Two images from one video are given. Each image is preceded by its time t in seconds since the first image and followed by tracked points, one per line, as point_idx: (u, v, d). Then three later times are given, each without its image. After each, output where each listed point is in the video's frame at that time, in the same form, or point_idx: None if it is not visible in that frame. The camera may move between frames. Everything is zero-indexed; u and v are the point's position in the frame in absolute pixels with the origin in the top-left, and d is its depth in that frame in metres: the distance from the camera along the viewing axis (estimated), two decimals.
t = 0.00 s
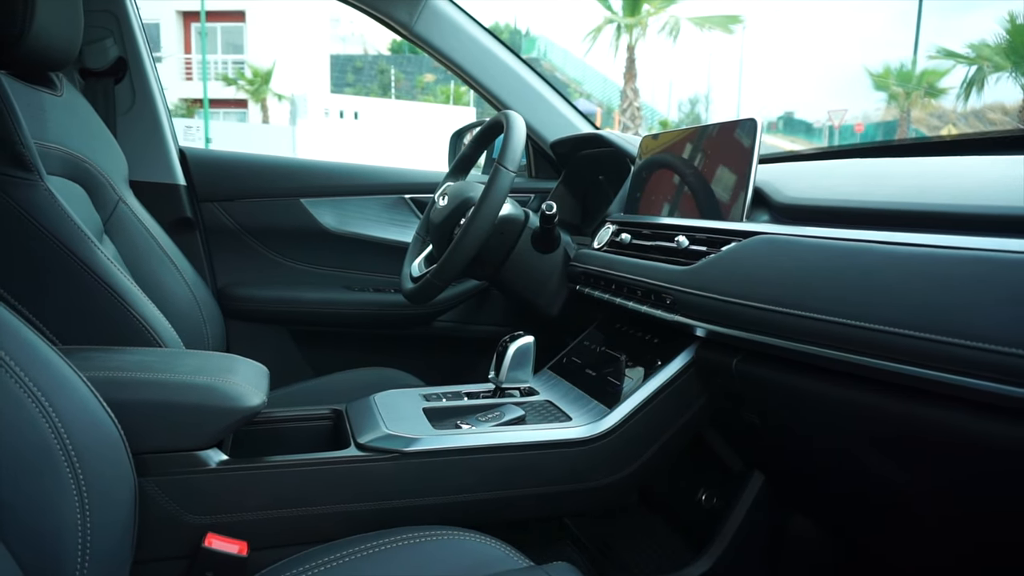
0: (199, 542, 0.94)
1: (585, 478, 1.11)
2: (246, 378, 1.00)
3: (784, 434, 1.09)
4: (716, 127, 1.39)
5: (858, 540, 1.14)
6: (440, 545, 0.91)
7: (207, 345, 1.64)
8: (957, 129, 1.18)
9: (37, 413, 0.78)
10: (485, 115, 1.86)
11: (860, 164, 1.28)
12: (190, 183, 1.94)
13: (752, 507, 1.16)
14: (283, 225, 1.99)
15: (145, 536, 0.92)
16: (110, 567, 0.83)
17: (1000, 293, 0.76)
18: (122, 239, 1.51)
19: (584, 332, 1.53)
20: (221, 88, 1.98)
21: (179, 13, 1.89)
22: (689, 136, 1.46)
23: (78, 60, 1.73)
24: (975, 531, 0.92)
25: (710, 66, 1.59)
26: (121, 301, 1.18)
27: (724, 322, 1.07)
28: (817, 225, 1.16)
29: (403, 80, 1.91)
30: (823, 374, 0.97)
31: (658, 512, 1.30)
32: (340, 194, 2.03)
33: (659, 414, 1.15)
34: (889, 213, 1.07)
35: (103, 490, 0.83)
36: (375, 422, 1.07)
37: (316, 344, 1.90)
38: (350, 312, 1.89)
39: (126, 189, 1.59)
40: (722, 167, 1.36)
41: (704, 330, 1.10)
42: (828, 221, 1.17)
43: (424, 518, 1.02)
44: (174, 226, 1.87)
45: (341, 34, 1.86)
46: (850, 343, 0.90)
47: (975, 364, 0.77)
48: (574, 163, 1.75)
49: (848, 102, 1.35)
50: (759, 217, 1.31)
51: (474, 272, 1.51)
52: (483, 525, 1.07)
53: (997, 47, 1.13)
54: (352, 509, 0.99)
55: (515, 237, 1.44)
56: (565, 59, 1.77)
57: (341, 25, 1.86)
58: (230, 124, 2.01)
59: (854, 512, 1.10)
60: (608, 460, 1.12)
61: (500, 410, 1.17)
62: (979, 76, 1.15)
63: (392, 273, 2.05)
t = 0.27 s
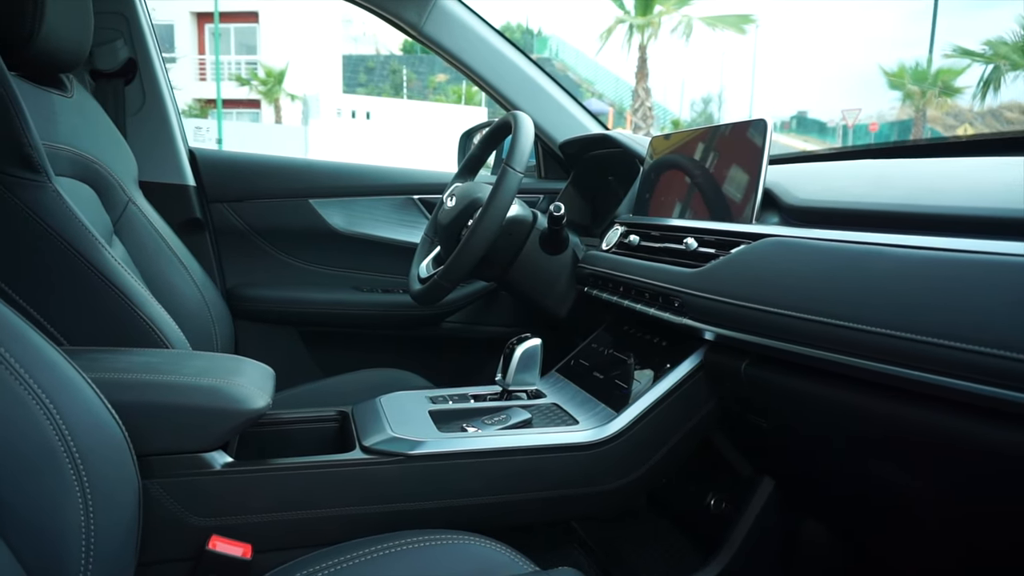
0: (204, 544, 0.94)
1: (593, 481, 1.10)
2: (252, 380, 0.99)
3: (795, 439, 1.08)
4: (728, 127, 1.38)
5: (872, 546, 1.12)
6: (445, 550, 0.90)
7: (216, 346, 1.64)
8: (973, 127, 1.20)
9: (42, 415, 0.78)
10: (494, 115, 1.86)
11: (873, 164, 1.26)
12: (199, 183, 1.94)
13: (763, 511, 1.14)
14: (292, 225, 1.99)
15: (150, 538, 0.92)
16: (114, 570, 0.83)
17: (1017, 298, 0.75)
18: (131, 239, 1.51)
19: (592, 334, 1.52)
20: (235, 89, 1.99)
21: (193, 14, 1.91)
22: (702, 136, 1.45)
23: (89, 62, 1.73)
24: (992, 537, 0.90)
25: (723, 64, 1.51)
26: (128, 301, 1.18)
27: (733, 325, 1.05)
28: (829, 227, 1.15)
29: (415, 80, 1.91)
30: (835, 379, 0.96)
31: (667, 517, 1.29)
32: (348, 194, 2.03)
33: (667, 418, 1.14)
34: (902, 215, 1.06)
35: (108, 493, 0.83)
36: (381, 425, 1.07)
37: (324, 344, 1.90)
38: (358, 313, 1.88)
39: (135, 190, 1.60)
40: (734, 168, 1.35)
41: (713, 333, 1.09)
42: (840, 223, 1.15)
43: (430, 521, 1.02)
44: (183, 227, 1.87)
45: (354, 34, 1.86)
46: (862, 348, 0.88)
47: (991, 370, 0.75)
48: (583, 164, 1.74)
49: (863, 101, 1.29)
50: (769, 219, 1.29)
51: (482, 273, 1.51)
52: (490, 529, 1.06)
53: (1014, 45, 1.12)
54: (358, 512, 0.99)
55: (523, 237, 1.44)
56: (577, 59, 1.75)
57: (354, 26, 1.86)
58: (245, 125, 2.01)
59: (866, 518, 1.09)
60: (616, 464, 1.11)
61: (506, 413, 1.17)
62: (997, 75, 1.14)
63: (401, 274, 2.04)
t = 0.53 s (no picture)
0: (212, 547, 0.94)
1: (604, 486, 1.09)
2: (260, 382, 0.99)
3: (809, 445, 1.06)
4: (743, 128, 1.35)
5: (888, 553, 1.11)
6: (452, 554, 0.88)
7: (228, 347, 1.64)
8: (993, 129, 1.17)
9: (51, 418, 0.78)
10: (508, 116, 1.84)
11: (890, 165, 1.24)
12: (212, 184, 1.95)
13: (776, 519, 1.13)
14: (304, 226, 2.00)
15: (159, 540, 0.92)
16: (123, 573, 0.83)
17: None
18: (144, 240, 1.52)
19: (604, 337, 1.51)
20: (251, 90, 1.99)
21: (209, 17, 1.93)
22: (717, 136, 1.42)
23: (102, 63, 1.74)
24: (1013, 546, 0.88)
25: (738, 64, 1.50)
26: (138, 303, 1.18)
27: (747, 329, 1.04)
28: (844, 230, 1.13)
29: (429, 81, 1.90)
30: (851, 385, 0.94)
31: (680, 521, 1.28)
32: (360, 195, 2.03)
33: (679, 422, 1.12)
34: (920, 218, 1.03)
35: (116, 496, 0.83)
36: (390, 428, 1.06)
37: (336, 345, 1.90)
38: (369, 314, 1.88)
39: (148, 191, 1.61)
40: (748, 168, 1.33)
41: (725, 337, 1.08)
42: (857, 226, 1.12)
43: (439, 525, 1.01)
44: (195, 228, 1.88)
45: (369, 35, 1.85)
46: (879, 354, 0.87)
47: (1013, 379, 0.74)
48: (595, 165, 1.73)
49: (880, 99, 1.29)
50: (784, 221, 1.28)
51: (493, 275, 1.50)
52: (499, 533, 1.05)
53: None
54: (366, 516, 0.98)
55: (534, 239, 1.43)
56: (591, 59, 1.74)
57: (368, 27, 1.84)
58: (261, 125, 2.02)
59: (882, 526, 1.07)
60: (627, 469, 1.10)
61: (516, 416, 1.16)
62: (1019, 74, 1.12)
63: (412, 275, 2.04)
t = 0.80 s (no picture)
0: (223, 547, 0.93)
1: (618, 490, 1.07)
2: (272, 382, 0.99)
3: (827, 448, 1.05)
4: (761, 127, 1.33)
5: (906, 560, 1.09)
6: (464, 556, 0.86)
7: (242, 346, 1.64)
8: (1017, 128, 1.14)
9: (63, 417, 0.78)
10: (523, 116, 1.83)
11: (911, 164, 1.22)
12: (227, 184, 1.96)
13: (793, 524, 1.12)
14: (318, 225, 2.00)
15: (171, 539, 0.92)
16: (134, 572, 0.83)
17: None
18: (159, 240, 1.52)
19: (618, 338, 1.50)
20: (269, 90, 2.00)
21: (229, 18, 1.93)
22: (734, 135, 1.40)
23: (119, 64, 1.76)
24: None
25: (755, 64, 1.50)
26: (153, 302, 1.18)
27: (764, 331, 1.02)
28: (862, 231, 1.11)
29: (445, 81, 1.89)
30: (869, 389, 0.93)
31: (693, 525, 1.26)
32: (374, 194, 2.03)
33: (693, 425, 1.11)
34: (943, 218, 1.01)
35: (128, 495, 0.83)
36: (402, 429, 1.05)
37: (349, 345, 1.90)
38: (383, 314, 1.88)
39: (164, 191, 1.61)
40: (765, 168, 1.31)
41: (741, 339, 1.07)
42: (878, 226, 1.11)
43: (450, 527, 1.00)
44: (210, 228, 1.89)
45: (384, 36, 1.85)
46: (900, 358, 0.85)
47: None
48: (610, 165, 1.72)
49: (900, 99, 1.28)
50: (801, 221, 1.26)
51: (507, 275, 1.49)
52: (511, 536, 1.04)
53: None
54: (377, 517, 0.98)
55: (547, 239, 1.42)
56: (607, 59, 1.72)
57: (384, 27, 1.84)
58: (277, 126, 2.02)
59: (899, 532, 1.05)
60: (640, 472, 1.09)
61: (529, 417, 1.15)
62: None
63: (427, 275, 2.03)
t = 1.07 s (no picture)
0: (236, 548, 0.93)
1: (634, 494, 1.06)
2: (286, 382, 0.98)
3: (850, 454, 1.03)
4: (781, 126, 1.32)
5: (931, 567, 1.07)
6: (478, 563, 0.83)
7: (258, 346, 1.64)
8: None
9: (77, 417, 0.78)
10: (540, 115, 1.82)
11: (935, 163, 1.19)
12: (244, 183, 1.96)
13: (815, 531, 1.11)
14: (334, 225, 2.00)
15: (184, 539, 0.92)
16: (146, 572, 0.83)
17: None
18: (176, 239, 1.53)
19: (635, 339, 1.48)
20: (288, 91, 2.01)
21: (248, 20, 1.94)
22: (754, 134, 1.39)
23: (137, 64, 1.77)
24: None
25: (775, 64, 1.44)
26: (167, 301, 1.18)
27: (784, 334, 1.00)
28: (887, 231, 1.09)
29: (463, 81, 1.86)
30: (893, 393, 0.90)
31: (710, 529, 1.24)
32: (390, 194, 2.02)
33: (713, 429, 1.09)
34: (970, 218, 0.99)
35: (141, 494, 0.82)
36: (416, 430, 1.05)
37: (365, 345, 1.90)
38: (398, 313, 1.88)
39: (182, 191, 1.62)
40: (785, 168, 1.29)
41: (761, 341, 1.05)
42: (901, 226, 1.08)
43: (464, 530, 0.99)
44: (227, 227, 1.89)
45: (404, 36, 1.83)
46: (930, 364, 0.82)
47: None
48: (627, 164, 1.70)
49: (922, 98, 1.23)
50: (824, 221, 1.23)
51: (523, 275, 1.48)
52: (525, 539, 1.03)
53: None
54: (390, 519, 0.97)
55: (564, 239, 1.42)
56: (624, 58, 1.71)
57: (402, 27, 1.83)
58: (296, 126, 2.02)
59: (923, 541, 1.04)
60: (658, 476, 1.07)
61: (544, 419, 1.13)
62: None
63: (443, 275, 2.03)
